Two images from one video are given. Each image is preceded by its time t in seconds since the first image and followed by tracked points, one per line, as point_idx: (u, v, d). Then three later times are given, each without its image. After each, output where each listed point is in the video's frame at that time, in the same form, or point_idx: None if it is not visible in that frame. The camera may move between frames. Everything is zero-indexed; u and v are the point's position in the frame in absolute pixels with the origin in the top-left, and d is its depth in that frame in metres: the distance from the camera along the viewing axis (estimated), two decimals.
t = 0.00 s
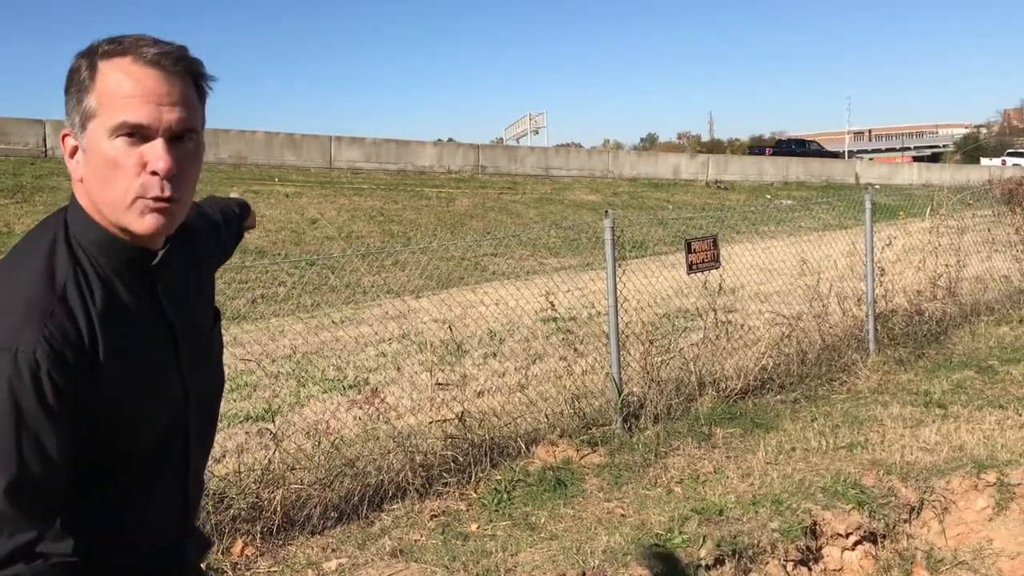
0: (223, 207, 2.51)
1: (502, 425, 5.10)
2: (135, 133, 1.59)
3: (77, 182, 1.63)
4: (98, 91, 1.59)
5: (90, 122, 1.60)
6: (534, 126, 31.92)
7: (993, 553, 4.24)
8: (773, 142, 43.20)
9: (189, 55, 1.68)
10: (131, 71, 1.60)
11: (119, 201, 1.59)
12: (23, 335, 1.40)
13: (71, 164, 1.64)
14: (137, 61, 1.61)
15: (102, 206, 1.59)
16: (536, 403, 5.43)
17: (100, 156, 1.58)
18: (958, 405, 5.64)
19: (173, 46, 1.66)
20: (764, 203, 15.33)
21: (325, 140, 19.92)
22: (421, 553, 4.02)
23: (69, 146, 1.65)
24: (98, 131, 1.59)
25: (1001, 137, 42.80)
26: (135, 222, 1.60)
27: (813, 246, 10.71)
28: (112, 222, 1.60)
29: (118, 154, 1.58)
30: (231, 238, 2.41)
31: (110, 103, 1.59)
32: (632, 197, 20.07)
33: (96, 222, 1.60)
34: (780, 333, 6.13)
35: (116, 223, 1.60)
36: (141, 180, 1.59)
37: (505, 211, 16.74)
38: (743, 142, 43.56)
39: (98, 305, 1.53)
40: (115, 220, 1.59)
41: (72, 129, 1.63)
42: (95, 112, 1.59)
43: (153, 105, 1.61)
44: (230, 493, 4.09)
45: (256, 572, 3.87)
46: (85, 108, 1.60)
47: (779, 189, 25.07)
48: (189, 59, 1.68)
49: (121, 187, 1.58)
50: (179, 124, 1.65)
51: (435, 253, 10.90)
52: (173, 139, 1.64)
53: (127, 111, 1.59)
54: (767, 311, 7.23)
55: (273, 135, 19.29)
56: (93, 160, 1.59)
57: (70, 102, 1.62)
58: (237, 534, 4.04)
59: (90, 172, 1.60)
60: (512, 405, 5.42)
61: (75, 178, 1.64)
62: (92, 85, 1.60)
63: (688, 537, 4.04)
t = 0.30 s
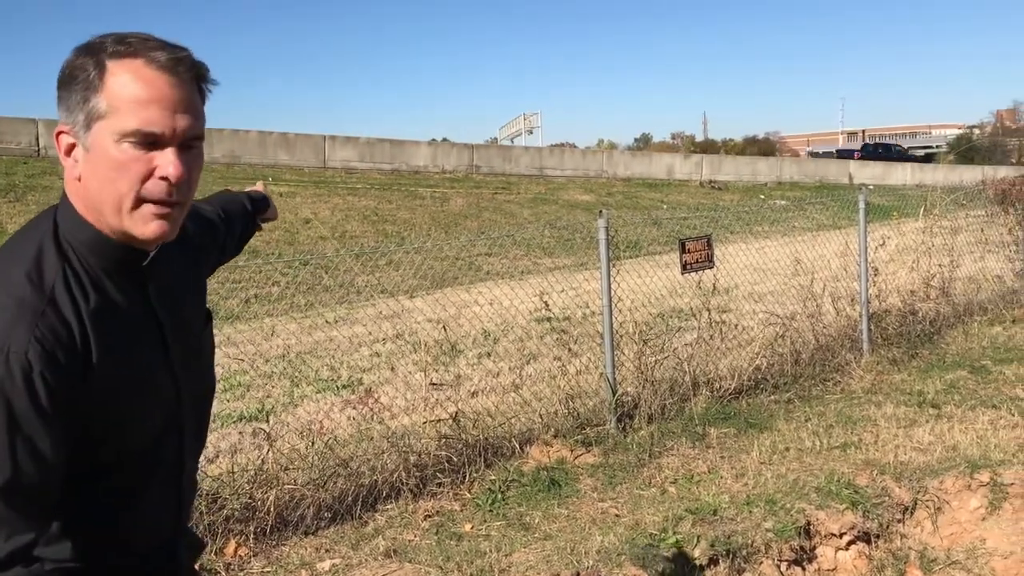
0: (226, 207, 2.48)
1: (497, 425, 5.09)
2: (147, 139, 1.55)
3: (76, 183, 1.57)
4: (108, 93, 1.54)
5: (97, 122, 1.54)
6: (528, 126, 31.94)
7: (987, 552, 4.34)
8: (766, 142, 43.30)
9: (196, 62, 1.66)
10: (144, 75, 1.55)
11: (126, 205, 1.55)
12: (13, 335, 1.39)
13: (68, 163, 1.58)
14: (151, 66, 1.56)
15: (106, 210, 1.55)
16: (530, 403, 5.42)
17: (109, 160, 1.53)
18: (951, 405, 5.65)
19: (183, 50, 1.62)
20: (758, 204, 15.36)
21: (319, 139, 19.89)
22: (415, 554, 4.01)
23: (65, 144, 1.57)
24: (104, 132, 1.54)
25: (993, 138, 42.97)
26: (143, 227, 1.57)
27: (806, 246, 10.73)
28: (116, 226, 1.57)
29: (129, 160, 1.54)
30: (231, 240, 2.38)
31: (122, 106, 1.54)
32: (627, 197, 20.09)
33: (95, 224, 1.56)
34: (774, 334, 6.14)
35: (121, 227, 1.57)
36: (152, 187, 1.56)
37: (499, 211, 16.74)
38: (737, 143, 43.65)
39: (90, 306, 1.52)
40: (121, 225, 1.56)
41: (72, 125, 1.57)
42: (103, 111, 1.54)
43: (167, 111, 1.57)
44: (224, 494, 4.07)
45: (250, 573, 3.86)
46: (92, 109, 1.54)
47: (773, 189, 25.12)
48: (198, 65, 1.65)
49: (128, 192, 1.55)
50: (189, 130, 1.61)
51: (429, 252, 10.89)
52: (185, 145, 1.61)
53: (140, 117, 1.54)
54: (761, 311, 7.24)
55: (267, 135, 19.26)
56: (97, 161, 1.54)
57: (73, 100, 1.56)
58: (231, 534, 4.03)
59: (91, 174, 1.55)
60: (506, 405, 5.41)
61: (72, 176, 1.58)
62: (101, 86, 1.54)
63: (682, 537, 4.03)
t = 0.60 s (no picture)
0: (218, 212, 2.47)
1: (493, 424, 5.09)
2: (182, 139, 1.58)
3: (98, 180, 1.56)
4: (142, 92, 1.55)
5: (127, 119, 1.55)
6: (524, 125, 31.94)
7: (983, 552, 4.31)
8: (762, 142, 43.35)
9: (223, 72, 1.71)
10: (177, 75, 1.59)
11: (157, 202, 1.58)
12: (17, 331, 1.39)
13: (86, 160, 1.56)
14: (185, 67, 1.60)
15: (137, 206, 1.56)
16: (527, 402, 5.42)
17: (144, 156, 1.55)
18: (947, 404, 5.66)
19: (207, 53, 1.67)
20: (754, 203, 15.37)
21: (315, 139, 19.87)
22: (412, 554, 4.01)
23: (83, 140, 1.55)
24: (137, 128, 1.55)
25: (989, 137, 43.07)
26: (172, 223, 1.60)
27: (803, 246, 10.75)
28: (141, 222, 1.59)
29: (161, 158, 1.56)
30: (223, 245, 2.37)
31: (156, 105, 1.55)
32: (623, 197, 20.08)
33: (116, 219, 1.57)
34: (769, 333, 6.13)
35: (149, 222, 1.59)
36: (184, 184, 1.60)
37: (496, 210, 16.73)
38: (733, 143, 43.70)
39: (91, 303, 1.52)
40: (148, 221, 1.58)
41: (94, 120, 1.55)
42: (134, 107, 1.55)
43: (197, 110, 1.61)
44: (220, 494, 4.06)
45: (245, 573, 3.85)
46: (123, 106, 1.54)
47: (770, 189, 25.14)
48: (223, 72, 1.70)
49: (161, 188, 1.57)
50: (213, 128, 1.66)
51: (425, 252, 10.89)
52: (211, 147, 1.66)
53: (176, 116, 1.57)
54: (757, 310, 7.25)
55: (263, 134, 19.24)
56: (130, 157, 1.55)
57: (97, 97, 1.55)
58: (227, 534, 4.02)
59: (120, 169, 1.55)
60: (503, 404, 5.41)
61: (92, 173, 1.56)
62: (133, 84, 1.55)
63: (678, 537, 4.03)
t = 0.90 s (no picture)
0: (215, 216, 2.46)
1: (492, 424, 5.08)
2: (189, 137, 1.58)
3: (105, 175, 1.56)
4: (150, 89, 1.55)
5: (134, 116, 1.54)
6: (522, 125, 31.94)
7: (981, 551, 4.32)
8: (761, 143, 43.39)
9: (230, 73, 1.71)
10: (185, 74, 1.58)
11: (164, 199, 1.57)
12: (28, 320, 1.38)
13: (93, 155, 1.56)
14: (193, 67, 1.60)
15: (141, 202, 1.56)
16: (525, 402, 5.41)
17: (149, 154, 1.55)
18: (946, 404, 5.66)
19: (215, 54, 1.67)
20: (753, 203, 15.37)
21: (314, 139, 19.86)
22: (410, 553, 4.00)
23: (90, 136, 1.55)
24: (144, 125, 1.54)
25: (987, 136, 43.12)
26: (178, 220, 1.60)
27: (801, 245, 10.76)
28: (146, 218, 1.58)
29: (170, 155, 1.56)
30: (221, 250, 2.36)
31: (163, 103, 1.55)
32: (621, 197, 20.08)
33: (123, 214, 1.57)
34: (768, 332, 6.13)
35: (155, 218, 1.59)
36: (191, 182, 1.60)
37: (494, 210, 16.72)
38: (732, 143, 43.72)
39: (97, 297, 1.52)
40: (155, 218, 1.58)
41: (102, 117, 1.55)
42: (142, 104, 1.54)
43: (205, 110, 1.61)
44: (218, 493, 4.05)
45: (244, 572, 3.84)
46: (131, 104, 1.54)
47: (768, 189, 25.16)
48: (229, 74, 1.70)
49: (168, 184, 1.57)
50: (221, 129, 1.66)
51: (424, 251, 10.88)
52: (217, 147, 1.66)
53: (184, 115, 1.57)
54: (755, 310, 7.25)
55: (261, 134, 19.22)
56: (136, 153, 1.55)
57: (105, 94, 1.54)
58: (225, 534, 4.01)
59: (126, 166, 1.55)
60: (501, 404, 5.41)
61: (99, 169, 1.56)
62: (141, 82, 1.55)
63: (678, 536, 4.03)
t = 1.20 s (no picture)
0: (216, 221, 2.45)
1: (490, 424, 5.08)
2: (198, 142, 1.58)
3: (111, 175, 1.55)
4: (162, 95, 1.54)
5: (144, 120, 1.54)
6: (520, 124, 31.95)
7: (979, 551, 4.33)
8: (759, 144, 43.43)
9: (240, 80, 1.71)
10: (197, 81, 1.58)
11: (168, 202, 1.57)
12: (34, 319, 1.37)
13: (100, 155, 1.55)
14: (205, 74, 1.60)
15: (146, 205, 1.56)
16: (523, 402, 5.41)
17: (157, 158, 1.55)
18: (943, 404, 5.67)
19: (227, 61, 1.66)
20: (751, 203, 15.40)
21: (312, 138, 19.86)
22: (408, 553, 4.00)
23: (98, 136, 1.54)
24: (153, 129, 1.54)
25: (985, 136, 43.18)
26: (182, 222, 1.60)
27: (799, 245, 10.78)
28: (150, 220, 1.58)
29: (178, 159, 1.56)
30: (222, 257, 2.35)
31: (175, 109, 1.55)
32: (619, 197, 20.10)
33: (127, 214, 1.57)
34: (765, 332, 6.13)
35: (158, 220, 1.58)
36: (196, 186, 1.60)
37: (492, 210, 16.72)
38: (730, 143, 43.76)
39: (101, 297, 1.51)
40: (158, 220, 1.58)
41: (111, 118, 1.54)
42: (153, 108, 1.54)
43: (214, 118, 1.60)
44: (216, 493, 4.05)
45: (242, 572, 3.84)
46: (141, 106, 1.53)
47: (766, 189, 25.18)
48: (239, 81, 1.70)
49: (173, 187, 1.57)
50: (228, 136, 1.65)
51: (422, 251, 10.88)
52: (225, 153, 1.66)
53: (194, 121, 1.56)
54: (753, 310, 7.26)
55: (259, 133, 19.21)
56: (144, 156, 1.54)
57: (116, 95, 1.54)
58: (223, 534, 4.01)
59: (133, 167, 1.54)
60: (499, 404, 5.41)
61: (105, 169, 1.55)
62: (153, 85, 1.54)
63: (676, 536, 4.03)
